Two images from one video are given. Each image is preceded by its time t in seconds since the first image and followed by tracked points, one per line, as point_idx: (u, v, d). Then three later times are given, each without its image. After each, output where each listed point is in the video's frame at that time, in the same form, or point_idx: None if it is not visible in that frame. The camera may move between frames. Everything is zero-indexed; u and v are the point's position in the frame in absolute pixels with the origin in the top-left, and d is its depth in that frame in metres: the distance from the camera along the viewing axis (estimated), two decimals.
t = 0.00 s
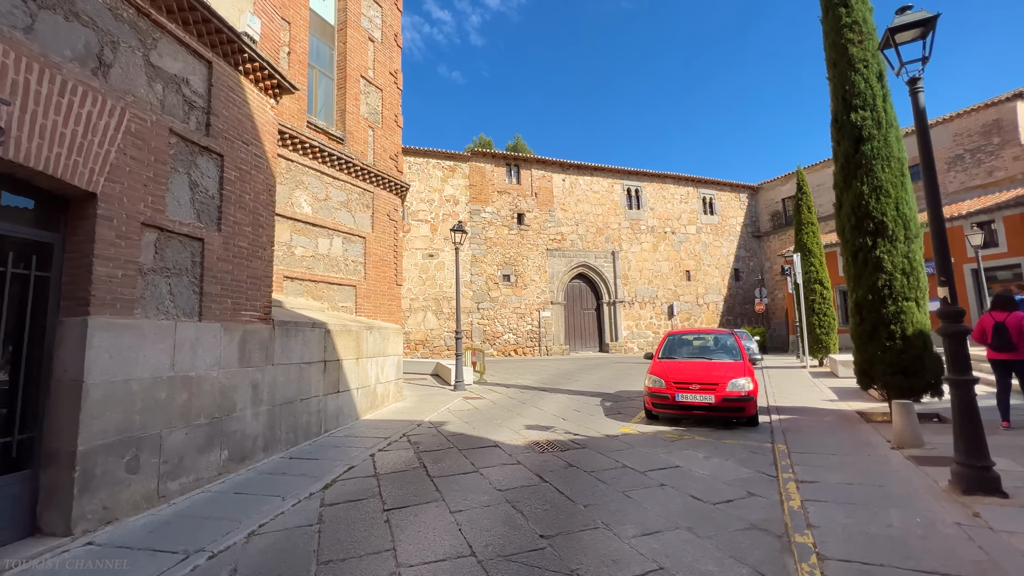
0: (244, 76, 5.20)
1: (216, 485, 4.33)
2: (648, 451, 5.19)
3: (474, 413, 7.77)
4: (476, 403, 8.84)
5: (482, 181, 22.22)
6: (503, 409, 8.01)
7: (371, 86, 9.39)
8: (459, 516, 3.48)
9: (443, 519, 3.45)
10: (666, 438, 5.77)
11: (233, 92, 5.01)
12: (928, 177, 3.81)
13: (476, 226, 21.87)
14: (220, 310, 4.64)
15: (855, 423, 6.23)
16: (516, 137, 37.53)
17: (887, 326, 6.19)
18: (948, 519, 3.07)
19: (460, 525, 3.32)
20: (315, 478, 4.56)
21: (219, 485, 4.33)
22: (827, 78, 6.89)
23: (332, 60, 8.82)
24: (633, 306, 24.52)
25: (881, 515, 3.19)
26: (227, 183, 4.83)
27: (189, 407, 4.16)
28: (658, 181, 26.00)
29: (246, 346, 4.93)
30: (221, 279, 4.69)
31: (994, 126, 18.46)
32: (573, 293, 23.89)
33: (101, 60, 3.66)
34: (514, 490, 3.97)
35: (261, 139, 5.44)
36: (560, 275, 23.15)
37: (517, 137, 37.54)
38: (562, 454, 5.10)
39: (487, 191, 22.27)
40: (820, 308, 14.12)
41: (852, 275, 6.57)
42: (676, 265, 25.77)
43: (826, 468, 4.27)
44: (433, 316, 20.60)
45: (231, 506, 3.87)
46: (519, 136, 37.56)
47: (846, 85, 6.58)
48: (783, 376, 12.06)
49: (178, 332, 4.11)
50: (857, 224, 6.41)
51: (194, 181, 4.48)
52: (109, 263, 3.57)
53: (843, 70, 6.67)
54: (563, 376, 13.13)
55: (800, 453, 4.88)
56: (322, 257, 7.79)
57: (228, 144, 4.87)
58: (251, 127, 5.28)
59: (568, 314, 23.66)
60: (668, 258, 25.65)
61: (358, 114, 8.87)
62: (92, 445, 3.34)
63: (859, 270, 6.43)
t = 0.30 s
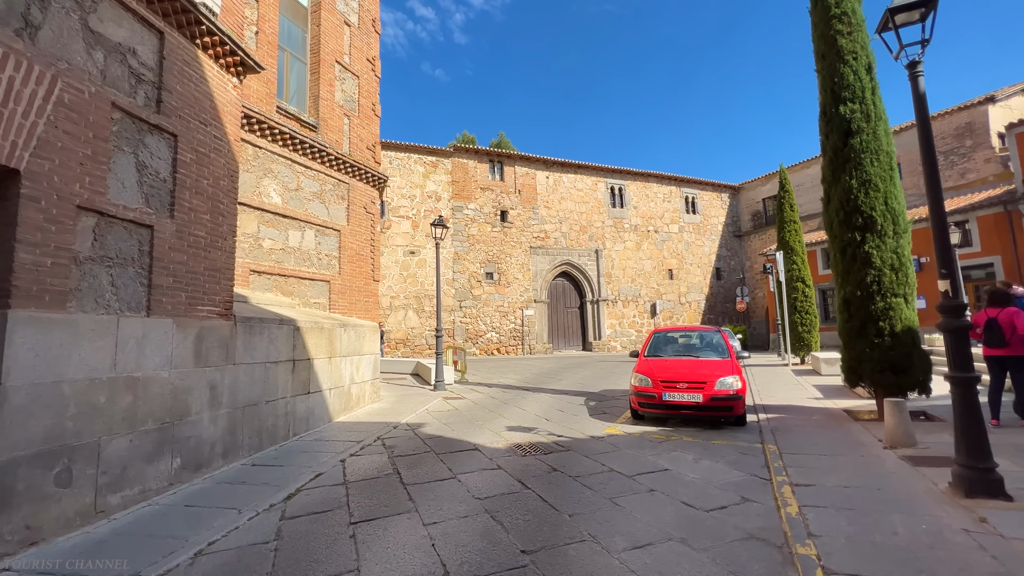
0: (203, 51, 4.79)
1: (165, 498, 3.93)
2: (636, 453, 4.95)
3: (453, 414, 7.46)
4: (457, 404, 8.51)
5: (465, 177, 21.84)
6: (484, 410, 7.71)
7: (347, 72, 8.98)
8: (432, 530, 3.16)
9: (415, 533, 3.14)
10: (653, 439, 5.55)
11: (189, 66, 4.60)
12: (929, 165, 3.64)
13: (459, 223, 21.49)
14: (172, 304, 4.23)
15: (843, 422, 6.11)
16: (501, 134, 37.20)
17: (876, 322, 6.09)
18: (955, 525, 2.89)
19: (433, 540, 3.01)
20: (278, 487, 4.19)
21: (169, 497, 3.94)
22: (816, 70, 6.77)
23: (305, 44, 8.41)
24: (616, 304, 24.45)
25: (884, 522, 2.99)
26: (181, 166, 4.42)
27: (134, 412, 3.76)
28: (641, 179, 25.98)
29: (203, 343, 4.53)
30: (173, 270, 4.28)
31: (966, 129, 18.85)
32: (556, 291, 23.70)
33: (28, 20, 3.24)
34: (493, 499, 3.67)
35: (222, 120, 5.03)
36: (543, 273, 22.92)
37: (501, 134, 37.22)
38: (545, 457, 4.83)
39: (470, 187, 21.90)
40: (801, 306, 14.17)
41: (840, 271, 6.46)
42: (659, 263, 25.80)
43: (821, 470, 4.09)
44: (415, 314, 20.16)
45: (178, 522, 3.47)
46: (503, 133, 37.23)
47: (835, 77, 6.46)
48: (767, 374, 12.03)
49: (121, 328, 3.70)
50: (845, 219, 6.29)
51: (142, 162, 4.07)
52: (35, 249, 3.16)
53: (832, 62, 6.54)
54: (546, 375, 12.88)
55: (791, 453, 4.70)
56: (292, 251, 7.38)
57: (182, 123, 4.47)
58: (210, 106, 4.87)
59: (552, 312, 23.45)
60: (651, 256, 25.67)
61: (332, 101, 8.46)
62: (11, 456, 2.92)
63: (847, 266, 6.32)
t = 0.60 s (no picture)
0: (138, 24, 4.30)
1: (85, 527, 3.45)
2: (610, 462, 4.75)
3: (420, 421, 7.10)
4: (424, 409, 8.15)
5: (435, 175, 21.38)
6: (452, 416, 7.37)
7: (308, 59, 8.48)
8: (391, 559, 2.84)
9: (372, 563, 2.80)
10: (628, 446, 5.37)
11: (120, 39, 4.11)
12: (907, 167, 3.58)
13: (428, 222, 21.00)
14: (97, 307, 3.73)
15: (813, 425, 6.10)
16: (472, 133, 36.83)
17: (845, 325, 6.13)
18: (940, 539, 2.79)
19: (392, 572, 2.69)
20: (219, 511, 3.75)
21: (90, 526, 3.45)
22: (787, 73, 6.77)
23: (263, 27, 7.90)
24: (587, 305, 24.49)
25: (870, 536, 2.87)
26: (109, 150, 3.93)
27: (45, 430, 3.27)
28: (612, 181, 26.15)
29: (135, 350, 4.04)
30: (99, 267, 3.79)
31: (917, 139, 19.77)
32: (527, 292, 23.51)
33: None
34: (460, 519, 3.38)
35: (160, 102, 4.52)
36: (514, 274, 22.69)
37: (472, 133, 36.86)
38: (516, 469, 4.56)
39: (440, 185, 21.46)
40: (767, 308, 14.45)
41: (811, 274, 6.47)
42: (629, 265, 26.02)
43: (799, 479, 3.98)
44: (382, 315, 19.56)
45: (97, 556, 3.02)
46: (474, 132, 36.89)
47: (807, 80, 6.47)
48: (735, 375, 12.17)
49: (30, 334, 3.21)
50: (816, 221, 6.31)
51: (59, 144, 3.58)
52: None
53: (803, 65, 6.55)
54: (517, 377, 12.64)
55: (768, 460, 4.60)
56: (245, 248, 6.86)
57: (112, 102, 3.98)
58: (147, 86, 4.38)
59: (523, 313, 23.24)
60: (621, 258, 25.85)
61: (292, 89, 7.96)
62: None
63: (818, 268, 6.34)
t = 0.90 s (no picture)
0: None
1: None
2: (559, 467, 4.60)
3: (359, 429, 6.66)
4: (364, 416, 7.68)
5: (381, 172, 20.65)
6: (394, 423, 6.97)
7: (238, 37, 7.79)
8: None
9: None
10: (576, 450, 5.25)
11: None
12: (844, 171, 3.68)
13: (374, 219, 20.22)
14: None
15: (753, 423, 6.28)
16: (421, 131, 36.07)
17: (781, 326, 6.36)
18: (878, 537, 2.83)
19: None
20: (110, 542, 3.21)
21: None
22: (730, 82, 6.98)
23: None
24: (536, 307, 24.56)
25: (813, 538, 2.87)
26: None
27: None
28: (561, 185, 26.43)
29: (6, 356, 3.40)
30: None
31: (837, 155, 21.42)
32: (477, 293, 23.22)
33: None
34: (396, 539, 3.07)
35: (48, 66, 3.89)
36: (464, 275, 22.32)
37: (422, 131, 36.11)
38: (460, 479, 4.29)
39: (387, 182, 20.74)
40: (707, 310, 15.04)
41: (750, 277, 6.68)
42: (577, 268, 26.40)
43: (743, 480, 3.99)
44: (324, 316, 18.59)
45: None
46: (424, 130, 36.16)
47: (748, 89, 6.69)
48: (678, 375, 12.52)
49: None
50: (756, 226, 6.51)
51: None
52: None
53: (745, 74, 6.76)
54: (465, 380, 12.34)
55: (713, 461, 4.62)
56: (159, 240, 6.14)
57: None
58: (30, 47, 3.74)
59: (472, 315, 22.91)
60: (570, 260, 26.16)
61: (219, 68, 7.27)
62: None
63: (757, 271, 6.55)
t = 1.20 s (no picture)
0: None
1: None
2: (490, 481, 4.33)
3: (270, 446, 5.97)
4: (277, 430, 6.94)
5: (307, 165, 19.35)
6: (311, 437, 6.33)
7: None
8: None
9: None
10: (508, 461, 5.01)
11: None
12: (772, 177, 3.76)
13: (299, 216, 18.87)
14: None
15: (681, 426, 6.40)
16: (354, 126, 34.51)
17: (707, 330, 6.55)
18: (806, 542, 2.84)
19: None
20: None
21: None
22: (662, 91, 7.14)
23: None
24: (471, 311, 24.19)
25: (746, 547, 2.82)
26: None
27: None
28: (498, 188, 26.34)
29: None
30: None
31: (751, 172, 23.18)
32: (410, 296, 22.43)
33: None
34: None
35: None
36: (396, 276, 21.45)
37: (354, 126, 34.55)
38: (382, 500, 3.89)
39: (313, 177, 19.47)
40: (636, 314, 15.52)
41: (679, 282, 6.83)
42: (513, 271, 26.40)
43: (675, 487, 3.95)
44: (238, 319, 17.00)
45: None
46: (356, 125, 34.63)
47: (679, 99, 6.86)
48: (609, 379, 12.75)
49: None
50: (685, 232, 6.67)
51: None
52: None
53: (676, 84, 6.94)
54: (394, 387, 11.73)
55: (645, 467, 4.57)
56: (16, 227, 5.13)
57: None
58: None
59: (404, 318, 22.08)
60: (505, 264, 26.09)
61: (105, 31, 6.29)
62: None
63: (686, 277, 6.72)
